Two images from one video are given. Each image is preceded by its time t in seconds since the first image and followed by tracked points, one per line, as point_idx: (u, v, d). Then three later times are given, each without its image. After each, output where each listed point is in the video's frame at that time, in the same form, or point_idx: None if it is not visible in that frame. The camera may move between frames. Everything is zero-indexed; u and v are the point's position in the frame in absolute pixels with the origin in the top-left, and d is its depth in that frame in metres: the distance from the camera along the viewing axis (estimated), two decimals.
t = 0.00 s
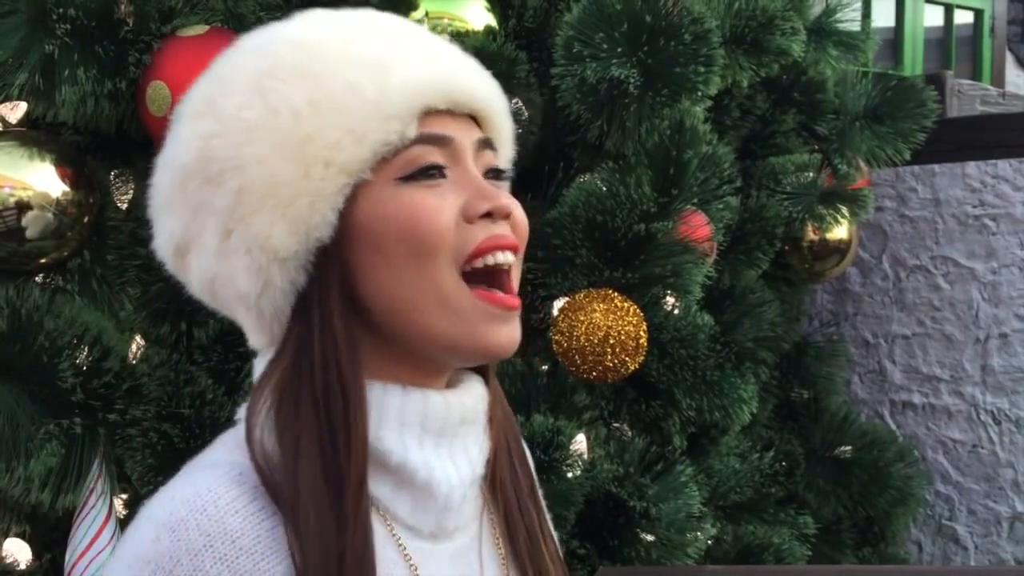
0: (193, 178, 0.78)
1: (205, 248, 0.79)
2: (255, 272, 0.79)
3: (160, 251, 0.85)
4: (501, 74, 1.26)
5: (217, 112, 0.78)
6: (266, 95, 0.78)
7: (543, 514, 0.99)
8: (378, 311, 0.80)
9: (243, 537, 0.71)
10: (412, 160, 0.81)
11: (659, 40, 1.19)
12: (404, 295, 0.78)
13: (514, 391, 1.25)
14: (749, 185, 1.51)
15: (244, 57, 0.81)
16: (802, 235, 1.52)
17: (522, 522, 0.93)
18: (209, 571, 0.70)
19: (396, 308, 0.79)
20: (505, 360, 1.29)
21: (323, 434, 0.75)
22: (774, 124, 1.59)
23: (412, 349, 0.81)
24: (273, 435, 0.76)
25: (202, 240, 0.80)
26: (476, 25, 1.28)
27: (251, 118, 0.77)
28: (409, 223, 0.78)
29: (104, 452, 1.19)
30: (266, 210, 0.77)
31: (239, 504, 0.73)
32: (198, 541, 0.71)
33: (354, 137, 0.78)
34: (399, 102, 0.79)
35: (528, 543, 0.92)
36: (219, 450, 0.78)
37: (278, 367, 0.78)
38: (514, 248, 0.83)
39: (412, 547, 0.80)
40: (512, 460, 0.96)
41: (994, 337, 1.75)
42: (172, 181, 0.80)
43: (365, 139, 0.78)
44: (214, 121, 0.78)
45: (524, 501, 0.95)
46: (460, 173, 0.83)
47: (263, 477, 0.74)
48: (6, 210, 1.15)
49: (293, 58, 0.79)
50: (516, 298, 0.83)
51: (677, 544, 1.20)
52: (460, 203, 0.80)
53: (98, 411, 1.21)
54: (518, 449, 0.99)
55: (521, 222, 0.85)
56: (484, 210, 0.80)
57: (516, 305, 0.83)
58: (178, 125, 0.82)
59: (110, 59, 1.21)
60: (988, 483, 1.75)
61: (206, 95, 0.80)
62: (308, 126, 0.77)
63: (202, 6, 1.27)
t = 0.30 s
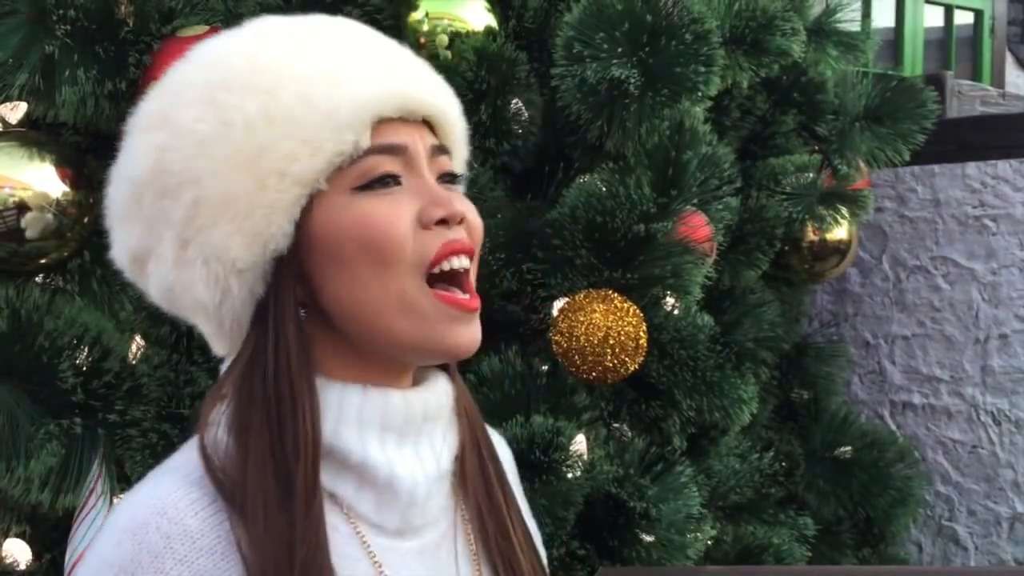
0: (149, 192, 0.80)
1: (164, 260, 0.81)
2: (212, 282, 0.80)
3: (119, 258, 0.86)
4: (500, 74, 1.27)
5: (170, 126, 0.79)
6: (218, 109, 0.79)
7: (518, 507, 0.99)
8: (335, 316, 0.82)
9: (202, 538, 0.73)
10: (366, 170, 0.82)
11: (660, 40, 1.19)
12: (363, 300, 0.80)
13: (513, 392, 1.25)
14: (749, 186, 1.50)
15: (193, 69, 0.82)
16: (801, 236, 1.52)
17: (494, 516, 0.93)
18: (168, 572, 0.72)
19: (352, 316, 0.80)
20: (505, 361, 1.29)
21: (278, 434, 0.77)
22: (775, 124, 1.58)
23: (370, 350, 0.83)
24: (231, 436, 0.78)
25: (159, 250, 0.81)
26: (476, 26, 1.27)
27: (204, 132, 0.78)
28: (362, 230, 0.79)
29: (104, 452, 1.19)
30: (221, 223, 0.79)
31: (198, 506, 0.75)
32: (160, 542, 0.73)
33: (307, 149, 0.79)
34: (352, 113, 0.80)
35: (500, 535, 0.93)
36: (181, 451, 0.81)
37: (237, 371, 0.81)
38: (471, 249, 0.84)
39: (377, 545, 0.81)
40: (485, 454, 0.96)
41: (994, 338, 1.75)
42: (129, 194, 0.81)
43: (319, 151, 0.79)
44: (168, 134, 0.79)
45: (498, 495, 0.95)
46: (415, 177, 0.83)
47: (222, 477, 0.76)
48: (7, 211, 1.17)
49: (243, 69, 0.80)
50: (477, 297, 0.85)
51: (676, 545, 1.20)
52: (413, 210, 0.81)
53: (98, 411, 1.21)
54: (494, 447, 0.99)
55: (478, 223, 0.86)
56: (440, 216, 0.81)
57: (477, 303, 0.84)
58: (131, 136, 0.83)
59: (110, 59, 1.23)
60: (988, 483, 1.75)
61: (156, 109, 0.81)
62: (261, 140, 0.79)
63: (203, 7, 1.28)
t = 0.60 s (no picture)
0: (123, 204, 0.85)
1: (141, 268, 0.86)
2: (178, 289, 0.85)
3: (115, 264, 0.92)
4: (500, 75, 1.27)
5: (135, 140, 0.83)
6: (173, 123, 0.82)
7: (509, 500, 0.99)
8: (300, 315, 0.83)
9: (196, 533, 0.76)
10: (323, 173, 0.83)
11: (660, 40, 1.20)
12: (324, 297, 0.81)
13: (513, 392, 1.25)
14: (749, 186, 1.50)
15: (154, 86, 0.85)
16: (801, 236, 1.52)
17: (486, 512, 0.93)
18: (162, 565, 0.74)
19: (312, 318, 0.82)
20: (505, 361, 1.28)
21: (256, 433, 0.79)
22: (775, 125, 1.58)
23: (337, 347, 0.84)
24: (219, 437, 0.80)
25: (140, 262, 0.86)
26: (476, 26, 1.27)
27: (161, 145, 0.82)
28: (338, 233, 0.80)
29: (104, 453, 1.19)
30: (182, 234, 0.83)
31: (194, 502, 0.77)
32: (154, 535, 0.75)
33: (251, 157, 0.81)
34: (296, 117, 0.81)
35: (493, 531, 0.93)
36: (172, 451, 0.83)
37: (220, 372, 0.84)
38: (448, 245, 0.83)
39: (372, 545, 0.81)
40: (478, 450, 0.96)
41: (994, 338, 1.75)
42: (109, 205, 0.87)
43: (263, 157, 0.81)
44: (133, 148, 0.83)
45: (491, 492, 0.95)
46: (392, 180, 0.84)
47: (207, 475, 0.78)
48: (6, 211, 1.18)
49: (196, 81, 0.82)
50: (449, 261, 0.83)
51: (676, 545, 1.20)
52: (374, 209, 0.81)
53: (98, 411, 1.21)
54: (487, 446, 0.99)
55: (448, 214, 0.86)
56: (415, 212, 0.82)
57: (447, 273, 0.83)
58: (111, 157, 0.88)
59: (110, 58, 1.24)
60: (988, 484, 1.75)
61: (123, 128, 0.85)
62: (209, 149, 0.81)
63: (202, 7, 1.29)
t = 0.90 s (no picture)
0: (150, 192, 0.78)
1: (166, 262, 0.80)
2: (220, 279, 0.79)
3: (115, 269, 0.84)
4: (500, 75, 1.27)
5: (171, 124, 0.78)
6: (219, 105, 0.78)
7: (515, 501, 0.99)
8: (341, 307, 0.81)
9: (201, 540, 0.73)
10: (370, 160, 0.82)
11: (660, 41, 1.20)
12: (378, 288, 0.79)
13: (514, 392, 1.25)
14: (749, 187, 1.50)
15: (188, 70, 0.81)
16: (801, 236, 1.52)
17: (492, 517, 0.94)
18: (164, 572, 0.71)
19: (365, 306, 0.80)
20: (505, 362, 1.28)
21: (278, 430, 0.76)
22: (773, 125, 1.59)
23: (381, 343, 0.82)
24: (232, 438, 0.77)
25: (161, 252, 0.80)
26: (476, 27, 1.27)
27: (204, 128, 0.78)
28: (372, 228, 0.79)
29: (104, 453, 1.20)
30: (226, 221, 0.78)
31: (199, 506, 0.74)
32: (157, 540, 0.72)
33: (311, 141, 0.79)
34: (355, 104, 0.81)
35: (498, 536, 0.93)
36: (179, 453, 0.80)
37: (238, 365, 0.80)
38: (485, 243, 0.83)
39: (380, 551, 0.81)
40: (484, 453, 0.96)
41: (994, 339, 1.75)
42: (127, 196, 0.80)
43: (323, 142, 0.79)
44: (167, 132, 0.78)
45: (496, 496, 0.96)
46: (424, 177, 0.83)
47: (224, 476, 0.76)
48: (7, 212, 1.18)
49: (240, 66, 0.80)
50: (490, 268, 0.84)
51: (676, 545, 1.21)
52: (423, 202, 0.81)
53: (98, 412, 1.21)
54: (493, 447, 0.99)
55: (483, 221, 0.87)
56: (451, 207, 0.81)
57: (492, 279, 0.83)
58: (127, 142, 0.82)
59: (110, 59, 1.24)
60: (988, 484, 1.75)
61: (154, 110, 0.80)
62: (263, 132, 0.78)
63: (202, 9, 1.29)
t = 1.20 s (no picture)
0: (150, 189, 0.80)
1: (167, 258, 0.81)
2: (218, 278, 0.81)
3: (122, 264, 0.86)
4: (499, 76, 1.27)
5: (169, 121, 0.80)
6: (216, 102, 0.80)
7: (522, 501, 0.99)
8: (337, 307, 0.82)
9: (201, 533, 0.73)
10: (371, 154, 0.82)
11: (658, 41, 1.20)
12: (377, 284, 0.80)
13: (513, 392, 1.25)
14: (748, 187, 1.50)
15: (188, 67, 0.83)
16: (800, 237, 1.52)
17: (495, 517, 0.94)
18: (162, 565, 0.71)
19: (363, 303, 0.80)
20: (504, 362, 1.28)
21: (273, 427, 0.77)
22: (773, 126, 1.58)
23: (382, 341, 0.82)
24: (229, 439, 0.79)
25: (161, 247, 0.81)
26: (475, 27, 1.29)
27: (201, 124, 0.79)
28: (375, 224, 0.79)
29: (102, 453, 1.20)
30: (223, 218, 0.79)
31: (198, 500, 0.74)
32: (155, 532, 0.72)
33: (309, 136, 0.80)
34: (351, 96, 0.81)
35: (502, 534, 0.93)
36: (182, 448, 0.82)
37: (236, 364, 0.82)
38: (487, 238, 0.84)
39: (382, 547, 0.81)
40: (490, 451, 0.96)
41: (992, 339, 1.76)
42: (130, 192, 0.82)
43: (320, 137, 0.80)
44: (166, 130, 0.80)
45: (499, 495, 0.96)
46: (427, 173, 0.83)
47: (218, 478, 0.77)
48: (6, 212, 1.18)
49: (238, 62, 0.81)
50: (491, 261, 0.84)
51: (676, 545, 1.21)
52: (422, 198, 0.81)
53: (97, 412, 1.21)
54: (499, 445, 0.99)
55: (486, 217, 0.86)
56: (450, 202, 0.81)
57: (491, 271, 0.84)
58: (131, 139, 0.84)
59: (109, 60, 1.24)
60: (987, 485, 1.75)
61: (154, 106, 0.82)
62: (257, 127, 0.79)
63: (201, 9, 1.29)
